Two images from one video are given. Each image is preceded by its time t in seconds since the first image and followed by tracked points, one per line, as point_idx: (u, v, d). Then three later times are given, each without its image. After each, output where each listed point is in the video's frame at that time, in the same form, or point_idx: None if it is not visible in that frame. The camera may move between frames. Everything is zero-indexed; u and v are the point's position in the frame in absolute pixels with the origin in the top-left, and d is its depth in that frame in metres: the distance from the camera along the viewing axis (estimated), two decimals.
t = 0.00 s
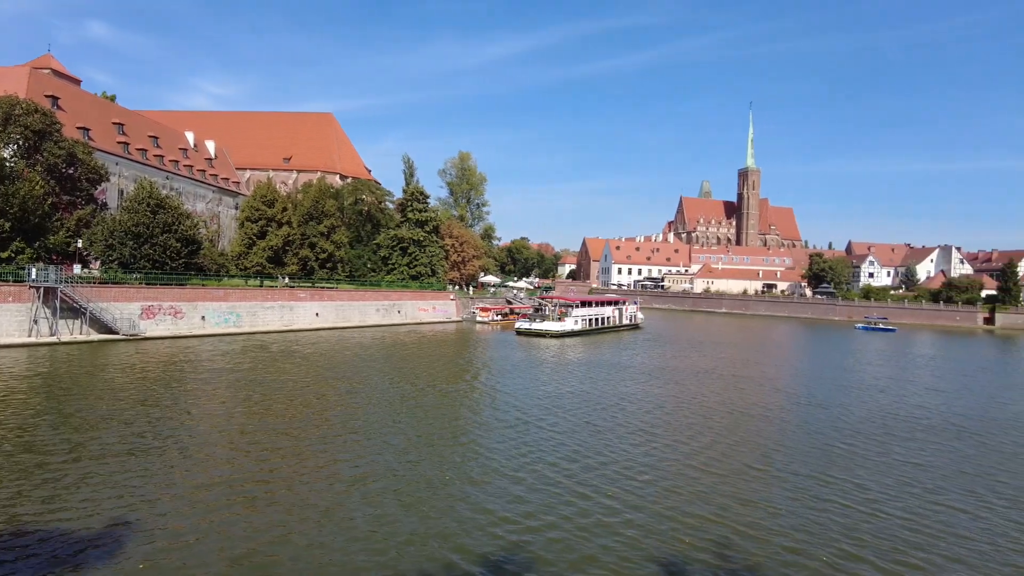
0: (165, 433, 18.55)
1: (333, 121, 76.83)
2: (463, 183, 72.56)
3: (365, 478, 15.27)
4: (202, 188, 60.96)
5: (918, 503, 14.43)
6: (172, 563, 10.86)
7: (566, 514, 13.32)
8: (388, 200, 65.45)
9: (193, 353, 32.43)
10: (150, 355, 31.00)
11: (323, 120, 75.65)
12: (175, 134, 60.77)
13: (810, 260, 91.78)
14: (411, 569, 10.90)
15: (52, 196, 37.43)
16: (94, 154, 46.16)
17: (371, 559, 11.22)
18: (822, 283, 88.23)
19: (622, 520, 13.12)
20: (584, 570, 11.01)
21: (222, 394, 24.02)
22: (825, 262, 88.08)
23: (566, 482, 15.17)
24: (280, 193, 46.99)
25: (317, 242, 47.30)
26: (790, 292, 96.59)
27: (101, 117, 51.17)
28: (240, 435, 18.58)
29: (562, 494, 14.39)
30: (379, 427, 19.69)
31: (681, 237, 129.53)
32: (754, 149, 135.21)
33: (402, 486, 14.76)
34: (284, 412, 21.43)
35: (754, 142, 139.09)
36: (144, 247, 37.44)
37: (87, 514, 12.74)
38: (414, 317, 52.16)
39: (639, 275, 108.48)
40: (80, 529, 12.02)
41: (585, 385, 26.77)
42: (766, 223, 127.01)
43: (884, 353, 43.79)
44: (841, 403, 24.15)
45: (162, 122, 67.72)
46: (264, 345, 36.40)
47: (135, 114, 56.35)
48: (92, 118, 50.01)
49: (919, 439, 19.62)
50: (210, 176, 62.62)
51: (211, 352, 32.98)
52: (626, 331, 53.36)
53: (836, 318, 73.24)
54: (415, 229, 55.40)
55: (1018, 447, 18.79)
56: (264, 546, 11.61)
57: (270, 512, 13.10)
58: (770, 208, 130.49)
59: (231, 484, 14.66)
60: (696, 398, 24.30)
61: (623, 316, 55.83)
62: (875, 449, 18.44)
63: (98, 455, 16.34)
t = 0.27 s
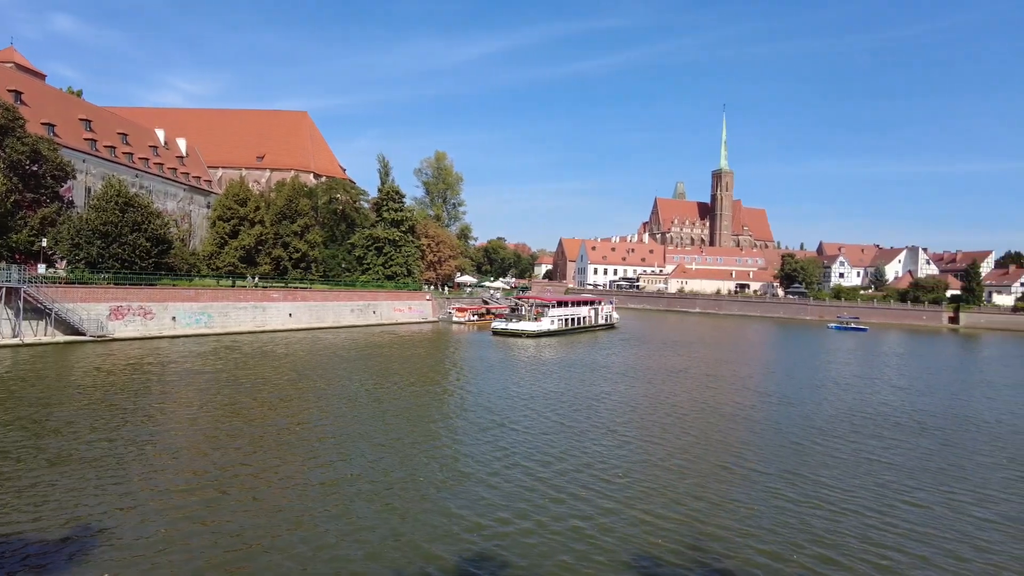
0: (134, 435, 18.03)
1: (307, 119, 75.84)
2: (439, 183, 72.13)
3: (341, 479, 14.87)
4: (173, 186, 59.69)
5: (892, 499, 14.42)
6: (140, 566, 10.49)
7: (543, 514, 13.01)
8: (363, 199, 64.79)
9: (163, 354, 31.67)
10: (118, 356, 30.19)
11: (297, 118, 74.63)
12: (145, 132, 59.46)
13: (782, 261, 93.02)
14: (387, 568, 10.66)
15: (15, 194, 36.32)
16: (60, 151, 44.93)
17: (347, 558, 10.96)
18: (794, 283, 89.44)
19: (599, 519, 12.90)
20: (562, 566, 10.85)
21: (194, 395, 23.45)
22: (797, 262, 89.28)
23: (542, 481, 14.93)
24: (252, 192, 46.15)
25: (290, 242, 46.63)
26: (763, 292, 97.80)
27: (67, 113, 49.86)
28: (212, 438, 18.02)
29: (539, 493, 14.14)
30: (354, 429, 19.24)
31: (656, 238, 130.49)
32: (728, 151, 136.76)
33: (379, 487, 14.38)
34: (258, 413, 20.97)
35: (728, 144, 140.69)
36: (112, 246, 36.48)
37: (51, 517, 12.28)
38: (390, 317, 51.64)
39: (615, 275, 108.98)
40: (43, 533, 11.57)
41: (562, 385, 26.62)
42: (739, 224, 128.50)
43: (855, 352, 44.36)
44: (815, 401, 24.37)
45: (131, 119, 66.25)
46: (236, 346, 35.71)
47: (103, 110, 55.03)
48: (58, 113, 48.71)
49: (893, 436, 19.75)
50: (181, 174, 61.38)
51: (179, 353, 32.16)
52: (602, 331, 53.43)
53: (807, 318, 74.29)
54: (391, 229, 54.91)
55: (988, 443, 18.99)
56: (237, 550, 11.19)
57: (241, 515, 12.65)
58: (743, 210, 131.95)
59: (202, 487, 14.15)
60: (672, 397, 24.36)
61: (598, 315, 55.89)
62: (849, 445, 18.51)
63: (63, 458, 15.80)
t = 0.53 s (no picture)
0: (102, 440, 17.48)
1: (282, 117, 74.74)
2: (416, 183, 71.62)
3: (319, 483, 14.55)
4: (144, 185, 58.41)
5: (867, 495, 14.53)
6: None
7: (521, 516, 12.85)
8: (339, 199, 64.07)
9: (132, 356, 30.91)
10: (85, 358, 29.38)
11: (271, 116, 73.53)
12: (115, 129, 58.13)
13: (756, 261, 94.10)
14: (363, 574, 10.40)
15: None
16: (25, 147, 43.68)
17: (323, 565, 10.69)
18: (767, 283, 90.52)
19: (577, 519, 12.78)
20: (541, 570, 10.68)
21: (165, 399, 22.86)
22: (770, 262, 90.39)
23: (520, 482, 14.78)
24: (226, 190, 45.37)
25: (264, 241, 45.98)
26: (737, 291, 98.86)
27: (33, 109, 48.52)
28: (185, 442, 17.55)
29: (517, 494, 13.98)
30: (332, 431, 18.89)
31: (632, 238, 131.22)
32: (703, 152, 138.10)
33: (357, 490, 14.08)
34: (231, 416, 20.50)
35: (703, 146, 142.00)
36: (80, 246, 35.53)
37: (14, 527, 11.81)
38: (366, 317, 51.09)
39: (592, 275, 109.35)
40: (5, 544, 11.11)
41: (540, 385, 26.50)
42: (714, 225, 129.75)
43: (827, 351, 44.94)
44: (790, 399, 24.55)
45: (100, 116, 64.71)
46: (208, 347, 35.00)
47: (71, 107, 53.66)
48: (23, 109, 47.37)
49: (866, 432, 19.96)
50: (153, 173, 60.11)
51: (149, 355, 31.42)
52: (579, 331, 53.47)
53: (781, 317, 75.21)
54: (367, 228, 54.37)
55: (959, 438, 19.28)
56: (209, 558, 10.87)
57: (214, 522, 12.29)
58: (718, 211, 133.29)
59: (175, 493, 13.73)
60: (650, 397, 24.37)
61: (576, 315, 55.90)
62: (825, 442, 18.65)
63: (27, 465, 15.24)
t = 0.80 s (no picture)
0: (69, 444, 16.91)
1: (255, 115, 73.56)
2: (392, 182, 71.01)
3: (293, 486, 14.15)
4: (114, 183, 57.06)
5: (841, 491, 14.60)
6: None
7: (497, 518, 12.62)
8: (314, 198, 63.29)
9: (100, 358, 30.10)
10: (52, 361, 28.52)
11: (245, 114, 72.34)
12: (83, 125, 56.73)
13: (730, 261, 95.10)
14: None
15: None
16: None
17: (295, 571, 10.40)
18: (741, 283, 91.51)
19: (554, 520, 12.59)
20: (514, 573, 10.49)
21: (135, 401, 22.24)
22: (744, 262, 91.43)
23: (496, 483, 14.53)
24: (198, 189, 44.46)
25: (237, 241, 45.26)
26: (711, 291, 99.81)
27: None
28: (154, 446, 16.98)
29: (493, 496, 13.74)
30: (307, 433, 18.45)
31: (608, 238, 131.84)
32: (678, 154, 139.22)
33: (335, 492, 13.80)
34: (205, 418, 20.01)
35: (678, 148, 143.03)
36: (46, 245, 34.56)
37: None
38: (341, 318, 50.44)
39: (568, 275, 109.58)
40: None
41: (517, 386, 26.30)
42: (689, 226, 130.85)
43: (800, 350, 45.46)
44: (764, 397, 24.68)
45: (67, 112, 63.09)
46: (179, 348, 34.24)
47: (36, 103, 52.23)
48: None
49: (840, 430, 20.10)
50: (122, 170, 58.75)
51: (118, 357, 30.62)
52: (556, 331, 53.42)
53: (755, 317, 76.08)
54: (342, 228, 53.76)
55: (930, 435, 19.49)
56: (179, 563, 10.53)
57: (183, 528, 11.84)
58: (692, 212, 134.47)
59: (144, 498, 13.22)
60: (627, 396, 24.37)
61: (552, 315, 55.83)
62: (800, 440, 18.72)
63: None
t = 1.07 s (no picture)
0: (32, 449, 16.36)
1: (227, 112, 72.35)
2: (366, 181, 70.38)
3: (266, 490, 13.81)
4: (80, 181, 55.64)
5: (814, 487, 14.78)
6: None
7: (472, 519, 12.46)
8: (287, 197, 62.43)
9: (65, 360, 29.25)
10: (13, 364, 27.62)
11: (216, 111, 71.12)
12: (47, 122, 55.22)
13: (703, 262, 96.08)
14: None
15: None
16: None
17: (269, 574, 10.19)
18: (714, 283, 92.51)
19: (529, 521, 12.47)
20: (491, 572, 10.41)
21: (101, 404, 21.62)
22: (717, 263, 92.42)
23: (471, 485, 14.37)
24: (168, 187, 43.54)
25: (208, 240, 44.48)
26: (685, 291, 100.74)
27: None
28: (122, 451, 16.47)
29: (468, 497, 13.57)
30: (280, 437, 18.09)
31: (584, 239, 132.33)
32: (653, 155, 140.29)
33: (310, 495, 13.56)
34: (174, 421, 19.54)
35: (653, 150, 144.11)
36: (8, 244, 33.53)
37: None
38: (315, 318, 49.78)
39: (544, 275, 109.72)
40: None
41: (493, 386, 26.17)
42: (663, 226, 131.92)
43: (771, 349, 46.04)
44: (737, 396, 24.90)
45: (31, 108, 61.37)
46: (148, 350, 33.47)
47: None
48: None
49: (813, 427, 20.31)
50: (89, 168, 57.34)
51: (84, 359, 29.80)
52: (531, 331, 53.41)
53: (728, 316, 76.98)
54: (316, 228, 53.13)
55: (899, 432, 19.80)
56: (149, 570, 10.23)
57: (151, 535, 11.47)
58: (667, 213, 135.56)
59: (110, 504, 12.79)
60: (603, 396, 24.40)
61: (528, 315, 55.80)
62: (774, 438, 18.86)
63: None
